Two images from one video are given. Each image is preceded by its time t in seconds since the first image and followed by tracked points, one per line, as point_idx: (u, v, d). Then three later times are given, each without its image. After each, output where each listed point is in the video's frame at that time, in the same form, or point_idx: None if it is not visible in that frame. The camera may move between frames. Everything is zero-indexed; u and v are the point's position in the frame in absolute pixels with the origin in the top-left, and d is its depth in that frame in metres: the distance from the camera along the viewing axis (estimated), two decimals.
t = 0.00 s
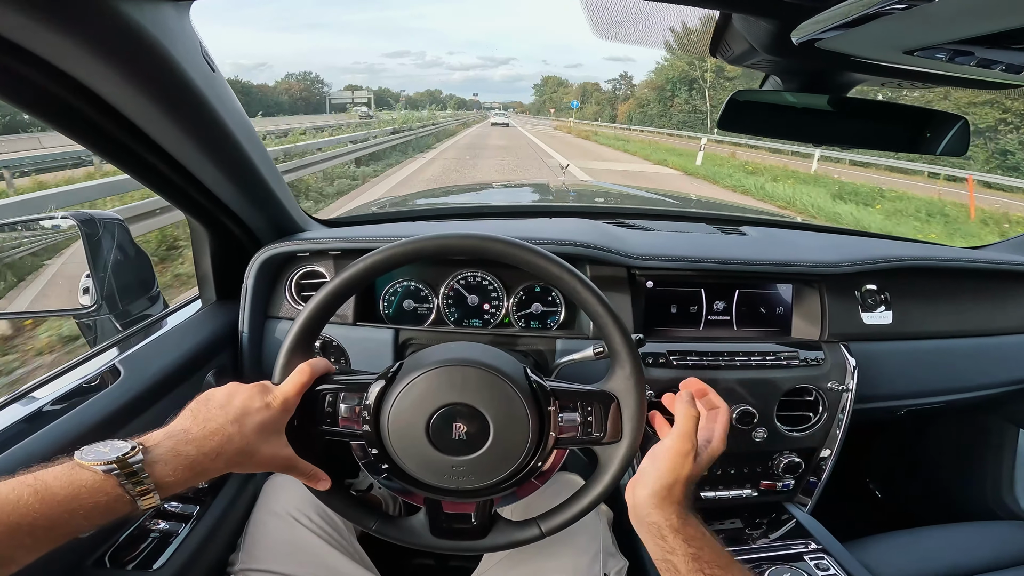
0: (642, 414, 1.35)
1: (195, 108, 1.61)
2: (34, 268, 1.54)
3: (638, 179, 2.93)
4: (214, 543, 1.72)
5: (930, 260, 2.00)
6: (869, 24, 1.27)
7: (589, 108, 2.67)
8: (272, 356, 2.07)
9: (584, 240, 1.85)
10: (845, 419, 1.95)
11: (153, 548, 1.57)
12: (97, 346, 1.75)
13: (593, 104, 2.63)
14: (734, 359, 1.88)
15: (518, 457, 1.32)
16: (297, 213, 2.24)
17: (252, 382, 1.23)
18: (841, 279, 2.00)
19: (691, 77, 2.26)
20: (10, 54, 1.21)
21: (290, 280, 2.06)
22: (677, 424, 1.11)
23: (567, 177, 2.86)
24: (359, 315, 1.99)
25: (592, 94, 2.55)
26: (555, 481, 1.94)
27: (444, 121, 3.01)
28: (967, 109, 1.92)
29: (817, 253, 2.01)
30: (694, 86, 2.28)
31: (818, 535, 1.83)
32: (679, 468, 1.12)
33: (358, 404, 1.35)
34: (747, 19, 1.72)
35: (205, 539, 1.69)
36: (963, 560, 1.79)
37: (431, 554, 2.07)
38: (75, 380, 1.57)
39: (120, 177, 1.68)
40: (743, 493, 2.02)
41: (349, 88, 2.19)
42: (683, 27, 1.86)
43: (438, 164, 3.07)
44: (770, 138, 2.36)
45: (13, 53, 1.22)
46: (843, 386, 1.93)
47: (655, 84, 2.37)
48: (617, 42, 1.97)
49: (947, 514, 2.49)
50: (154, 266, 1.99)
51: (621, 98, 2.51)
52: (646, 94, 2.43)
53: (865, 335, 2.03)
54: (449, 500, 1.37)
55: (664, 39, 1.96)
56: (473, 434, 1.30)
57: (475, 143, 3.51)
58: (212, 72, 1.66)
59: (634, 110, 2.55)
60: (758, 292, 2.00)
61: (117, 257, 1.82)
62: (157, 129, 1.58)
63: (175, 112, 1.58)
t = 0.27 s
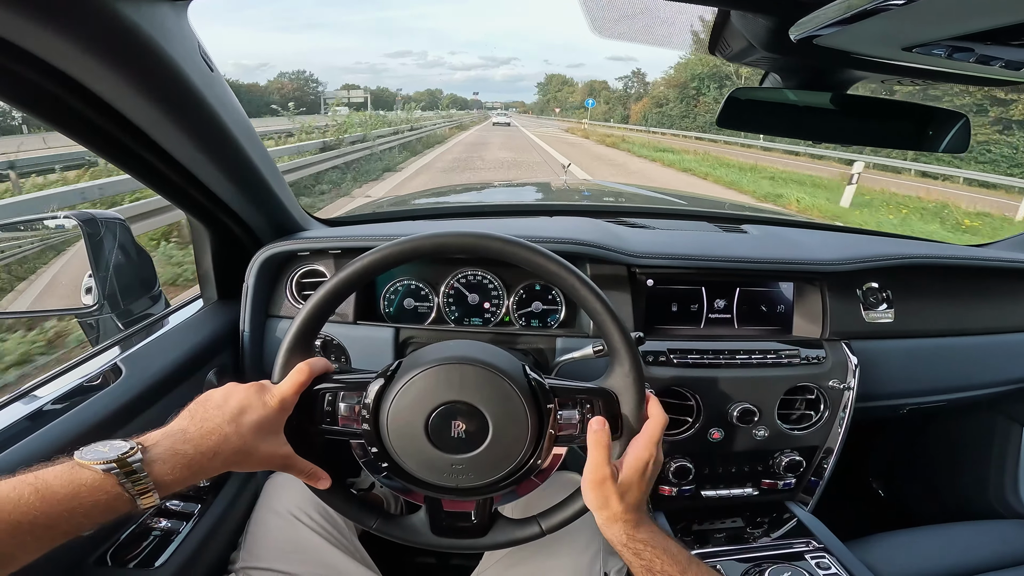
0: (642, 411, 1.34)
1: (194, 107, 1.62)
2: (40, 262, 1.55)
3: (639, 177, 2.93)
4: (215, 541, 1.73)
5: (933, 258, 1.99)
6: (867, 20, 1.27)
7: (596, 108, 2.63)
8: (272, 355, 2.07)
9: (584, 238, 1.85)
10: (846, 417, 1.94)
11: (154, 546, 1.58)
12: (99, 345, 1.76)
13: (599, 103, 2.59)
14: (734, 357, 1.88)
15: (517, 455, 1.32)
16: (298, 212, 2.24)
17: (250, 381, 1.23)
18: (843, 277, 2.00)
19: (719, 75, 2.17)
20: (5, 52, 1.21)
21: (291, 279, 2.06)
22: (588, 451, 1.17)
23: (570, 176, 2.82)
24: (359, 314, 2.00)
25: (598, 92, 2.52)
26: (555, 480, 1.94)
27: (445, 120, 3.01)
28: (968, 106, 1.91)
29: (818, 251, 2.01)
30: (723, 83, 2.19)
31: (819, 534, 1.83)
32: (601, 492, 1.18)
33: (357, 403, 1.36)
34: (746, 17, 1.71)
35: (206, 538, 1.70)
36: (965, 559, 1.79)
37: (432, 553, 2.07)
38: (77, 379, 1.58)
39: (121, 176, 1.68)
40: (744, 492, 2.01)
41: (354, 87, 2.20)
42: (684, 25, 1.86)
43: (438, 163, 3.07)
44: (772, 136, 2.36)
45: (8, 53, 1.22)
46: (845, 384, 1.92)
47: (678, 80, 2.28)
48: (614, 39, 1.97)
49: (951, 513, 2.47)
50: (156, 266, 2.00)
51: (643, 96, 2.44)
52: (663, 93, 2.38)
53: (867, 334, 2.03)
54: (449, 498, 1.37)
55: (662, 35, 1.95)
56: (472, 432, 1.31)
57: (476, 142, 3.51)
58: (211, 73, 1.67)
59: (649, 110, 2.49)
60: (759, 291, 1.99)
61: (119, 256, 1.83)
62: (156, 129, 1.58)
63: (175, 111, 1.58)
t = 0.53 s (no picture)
0: (647, 409, 1.33)
1: (199, 106, 1.62)
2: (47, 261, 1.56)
3: (643, 177, 2.93)
4: (219, 541, 1.73)
5: (938, 257, 1.98)
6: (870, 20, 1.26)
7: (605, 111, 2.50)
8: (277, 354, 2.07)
9: (587, 237, 1.85)
10: (851, 417, 1.94)
11: (159, 546, 1.58)
12: (103, 345, 1.76)
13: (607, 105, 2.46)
14: (739, 356, 1.87)
15: (522, 454, 1.32)
16: (301, 212, 2.25)
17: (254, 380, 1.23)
18: (848, 276, 1.99)
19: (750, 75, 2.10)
20: (13, 52, 1.21)
21: (295, 278, 2.06)
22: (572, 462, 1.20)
23: (571, 176, 2.85)
24: (363, 313, 2.00)
25: (607, 90, 2.39)
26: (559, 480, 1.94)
27: (447, 121, 3.02)
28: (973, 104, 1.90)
29: (822, 250, 2.00)
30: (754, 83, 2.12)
31: (824, 534, 1.83)
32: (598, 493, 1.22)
33: (362, 402, 1.35)
34: (750, 16, 1.71)
35: (210, 537, 1.70)
36: (971, 558, 1.78)
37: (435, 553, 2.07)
38: (82, 378, 1.58)
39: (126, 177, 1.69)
40: (749, 492, 2.00)
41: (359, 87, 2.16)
42: (688, 24, 1.85)
43: (441, 164, 3.07)
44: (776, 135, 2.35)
45: (16, 52, 1.22)
46: (850, 383, 1.91)
47: (706, 76, 2.22)
48: (619, 39, 1.97)
49: (956, 513, 2.46)
50: (160, 265, 2.00)
51: (662, 94, 2.29)
52: (687, 92, 2.24)
53: (872, 333, 2.02)
54: (453, 497, 1.36)
55: (668, 36, 1.96)
56: (476, 432, 1.30)
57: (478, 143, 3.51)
58: (216, 73, 1.67)
59: (669, 109, 2.34)
60: (763, 290, 1.99)
61: (123, 256, 1.83)
62: (162, 128, 1.58)
63: (180, 110, 1.58)
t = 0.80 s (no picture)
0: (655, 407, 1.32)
1: (204, 101, 1.61)
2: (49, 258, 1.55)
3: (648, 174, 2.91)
4: (222, 539, 1.72)
5: (948, 255, 1.96)
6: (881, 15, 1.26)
7: (616, 106, 2.47)
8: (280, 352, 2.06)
9: (594, 234, 1.83)
10: (860, 416, 1.92)
11: (161, 544, 1.58)
12: (106, 342, 1.75)
13: (618, 102, 2.43)
14: (746, 354, 1.85)
15: (527, 453, 1.31)
16: (305, 209, 2.23)
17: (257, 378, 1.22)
18: (856, 274, 1.97)
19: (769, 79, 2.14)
20: (14, 43, 1.20)
21: (299, 275, 2.05)
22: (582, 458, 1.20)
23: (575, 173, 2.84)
24: (366, 311, 1.98)
25: (617, 88, 2.39)
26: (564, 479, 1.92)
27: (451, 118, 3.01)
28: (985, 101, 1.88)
29: (829, 247, 1.98)
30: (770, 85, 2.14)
31: (832, 533, 1.81)
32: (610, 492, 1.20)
33: (366, 400, 1.34)
34: (759, 10, 1.69)
35: (214, 536, 1.70)
36: (980, 559, 1.76)
37: (438, 552, 2.06)
38: (85, 375, 1.57)
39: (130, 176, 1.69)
40: (755, 491, 1.99)
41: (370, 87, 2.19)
42: (696, 18, 1.83)
43: (444, 161, 3.06)
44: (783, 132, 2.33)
45: (19, 44, 1.21)
46: (858, 382, 1.89)
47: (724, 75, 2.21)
48: (627, 33, 1.96)
49: (963, 514, 2.44)
50: (162, 261, 1.99)
51: (683, 93, 2.26)
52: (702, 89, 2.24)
53: (880, 331, 2.00)
54: (458, 496, 1.35)
55: (678, 29, 1.94)
56: (482, 430, 1.29)
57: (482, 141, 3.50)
58: (220, 66, 1.65)
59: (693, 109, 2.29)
60: (771, 288, 1.97)
61: (127, 252, 1.81)
62: (166, 122, 1.58)
63: (183, 103, 1.56)
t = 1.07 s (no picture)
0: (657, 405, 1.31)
1: (206, 101, 1.61)
2: (51, 259, 1.53)
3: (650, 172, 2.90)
4: (224, 537, 1.73)
5: (952, 252, 1.95)
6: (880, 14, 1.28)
7: (628, 104, 2.55)
8: (282, 350, 2.06)
9: (595, 232, 1.82)
10: (864, 415, 1.91)
11: (165, 542, 1.58)
12: (109, 340, 1.75)
13: (630, 98, 2.50)
14: (749, 353, 1.85)
15: (529, 451, 1.30)
16: (306, 207, 2.23)
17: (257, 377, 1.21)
18: (859, 271, 1.96)
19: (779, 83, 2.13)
20: (15, 43, 1.20)
21: (301, 273, 2.05)
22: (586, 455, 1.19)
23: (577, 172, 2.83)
24: (368, 309, 1.98)
25: (627, 83, 2.43)
26: (566, 477, 1.92)
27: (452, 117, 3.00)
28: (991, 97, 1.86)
29: (832, 245, 1.97)
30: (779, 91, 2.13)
31: (835, 532, 1.80)
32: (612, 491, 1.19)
33: (367, 399, 1.34)
34: (761, 6, 1.66)
35: (216, 534, 1.70)
36: (985, 558, 1.75)
37: (440, 551, 2.06)
38: (87, 374, 1.57)
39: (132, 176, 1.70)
40: (758, 490, 1.98)
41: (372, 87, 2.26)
42: (698, 15, 1.82)
43: (445, 160, 3.05)
44: (786, 129, 2.31)
45: (19, 44, 1.21)
46: (862, 380, 1.88)
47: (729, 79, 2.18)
48: (628, 31, 1.96)
49: (968, 513, 2.43)
50: (166, 260, 1.99)
51: (711, 90, 2.18)
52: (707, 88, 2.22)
53: (885, 329, 1.99)
54: (460, 495, 1.35)
55: (678, 28, 1.94)
56: (483, 428, 1.29)
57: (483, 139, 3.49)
58: (220, 65, 1.65)
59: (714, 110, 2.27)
60: (774, 286, 1.96)
61: (130, 250, 1.81)
62: (168, 122, 1.57)
63: (184, 102, 1.56)
